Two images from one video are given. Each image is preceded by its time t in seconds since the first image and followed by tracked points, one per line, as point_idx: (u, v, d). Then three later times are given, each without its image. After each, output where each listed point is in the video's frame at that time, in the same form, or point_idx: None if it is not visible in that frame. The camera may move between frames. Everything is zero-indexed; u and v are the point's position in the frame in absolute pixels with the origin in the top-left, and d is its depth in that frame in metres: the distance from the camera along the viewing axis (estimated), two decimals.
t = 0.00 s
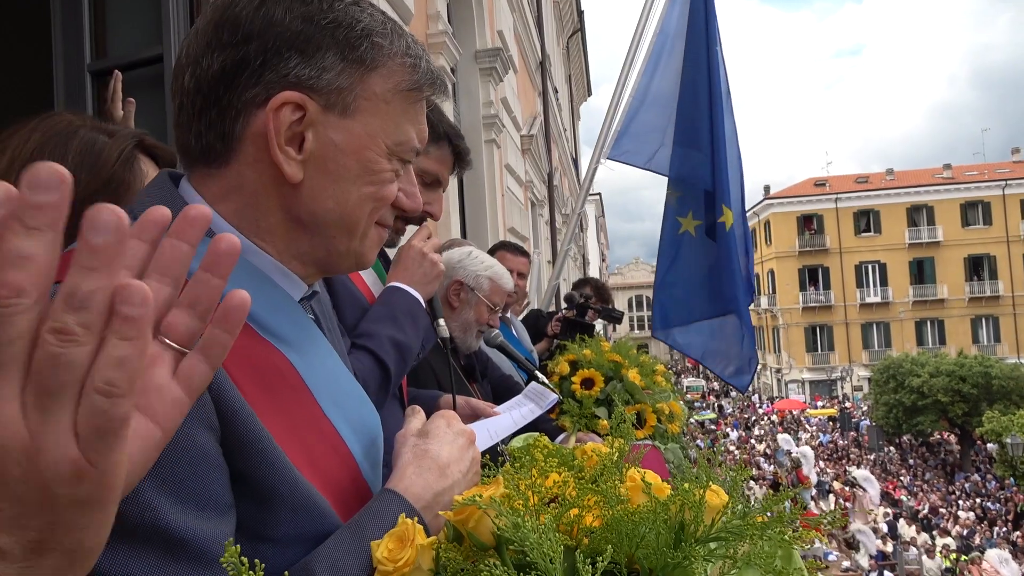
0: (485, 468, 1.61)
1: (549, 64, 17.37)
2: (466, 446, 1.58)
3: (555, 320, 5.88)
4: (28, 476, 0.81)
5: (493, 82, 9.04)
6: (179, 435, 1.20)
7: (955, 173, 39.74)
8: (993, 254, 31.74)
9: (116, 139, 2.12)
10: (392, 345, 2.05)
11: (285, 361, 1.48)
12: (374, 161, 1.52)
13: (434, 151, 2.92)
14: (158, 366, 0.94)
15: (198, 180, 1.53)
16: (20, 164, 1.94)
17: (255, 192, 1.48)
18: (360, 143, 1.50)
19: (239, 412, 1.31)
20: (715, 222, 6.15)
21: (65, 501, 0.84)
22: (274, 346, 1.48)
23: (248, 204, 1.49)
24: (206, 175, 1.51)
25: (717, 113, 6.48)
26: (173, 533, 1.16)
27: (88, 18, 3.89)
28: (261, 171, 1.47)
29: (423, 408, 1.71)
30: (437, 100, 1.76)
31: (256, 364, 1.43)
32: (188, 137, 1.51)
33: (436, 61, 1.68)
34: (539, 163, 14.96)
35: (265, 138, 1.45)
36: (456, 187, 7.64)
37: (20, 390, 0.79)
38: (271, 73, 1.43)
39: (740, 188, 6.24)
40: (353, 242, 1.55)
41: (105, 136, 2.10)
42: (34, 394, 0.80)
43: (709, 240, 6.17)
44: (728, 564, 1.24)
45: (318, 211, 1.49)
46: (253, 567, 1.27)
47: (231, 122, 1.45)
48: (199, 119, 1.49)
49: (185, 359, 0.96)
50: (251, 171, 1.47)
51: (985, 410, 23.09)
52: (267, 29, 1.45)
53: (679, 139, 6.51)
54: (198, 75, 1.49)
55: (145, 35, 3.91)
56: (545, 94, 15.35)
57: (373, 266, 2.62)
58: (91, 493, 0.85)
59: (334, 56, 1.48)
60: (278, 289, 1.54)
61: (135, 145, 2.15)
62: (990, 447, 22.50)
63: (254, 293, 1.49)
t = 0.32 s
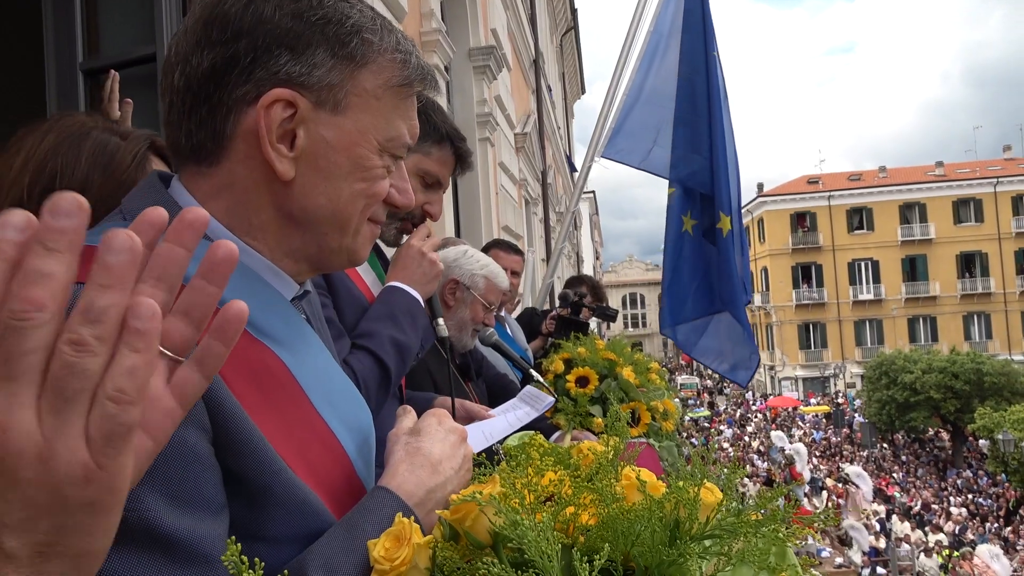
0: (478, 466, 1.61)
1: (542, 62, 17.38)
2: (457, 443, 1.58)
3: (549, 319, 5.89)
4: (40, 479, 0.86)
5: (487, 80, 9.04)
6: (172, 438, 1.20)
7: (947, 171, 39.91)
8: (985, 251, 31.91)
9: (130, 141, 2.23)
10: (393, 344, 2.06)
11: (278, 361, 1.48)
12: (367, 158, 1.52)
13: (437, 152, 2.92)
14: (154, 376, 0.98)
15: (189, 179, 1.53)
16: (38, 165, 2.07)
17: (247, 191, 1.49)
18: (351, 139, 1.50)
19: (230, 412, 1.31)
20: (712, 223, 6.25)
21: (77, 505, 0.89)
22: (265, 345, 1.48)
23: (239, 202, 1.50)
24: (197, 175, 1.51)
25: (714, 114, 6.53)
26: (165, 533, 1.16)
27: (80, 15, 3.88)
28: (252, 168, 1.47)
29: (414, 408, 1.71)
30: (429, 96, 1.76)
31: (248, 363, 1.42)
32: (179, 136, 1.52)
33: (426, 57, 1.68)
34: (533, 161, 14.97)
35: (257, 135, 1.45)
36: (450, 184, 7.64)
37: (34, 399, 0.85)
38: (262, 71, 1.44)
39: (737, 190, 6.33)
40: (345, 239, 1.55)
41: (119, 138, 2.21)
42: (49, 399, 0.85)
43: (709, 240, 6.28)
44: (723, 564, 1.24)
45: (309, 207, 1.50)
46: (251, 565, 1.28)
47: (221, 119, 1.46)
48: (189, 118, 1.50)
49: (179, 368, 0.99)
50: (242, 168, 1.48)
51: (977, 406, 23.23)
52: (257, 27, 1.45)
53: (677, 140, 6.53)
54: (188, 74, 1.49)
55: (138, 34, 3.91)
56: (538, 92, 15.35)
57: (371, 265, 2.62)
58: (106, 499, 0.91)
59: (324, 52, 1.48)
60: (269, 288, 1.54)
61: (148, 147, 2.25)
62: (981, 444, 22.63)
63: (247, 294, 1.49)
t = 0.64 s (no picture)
0: (470, 462, 1.61)
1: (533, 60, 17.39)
2: (450, 438, 1.59)
3: (540, 317, 5.89)
4: (58, 541, 0.87)
5: (478, 78, 9.04)
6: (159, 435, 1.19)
7: (935, 170, 40.21)
8: (972, 250, 32.16)
9: (119, 133, 2.23)
10: (386, 343, 2.06)
11: (266, 355, 1.47)
12: (360, 149, 1.52)
13: (432, 152, 2.93)
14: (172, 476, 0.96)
15: (178, 170, 1.50)
16: (30, 159, 2.09)
17: (239, 183, 1.47)
18: (346, 130, 1.50)
19: (218, 407, 1.30)
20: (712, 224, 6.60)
21: (86, 564, 0.89)
22: (254, 338, 1.46)
23: (232, 193, 1.47)
24: (190, 167, 1.49)
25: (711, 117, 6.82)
26: (153, 532, 1.15)
27: (68, 13, 3.87)
28: (247, 158, 1.45)
29: (407, 404, 1.71)
30: (420, 90, 1.77)
31: (236, 357, 1.41)
32: (170, 128, 1.49)
33: (418, 50, 1.69)
34: (524, 159, 14.97)
35: (251, 126, 1.44)
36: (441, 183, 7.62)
37: (63, 469, 0.87)
38: (257, 61, 1.42)
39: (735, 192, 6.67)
40: (338, 230, 1.55)
41: (109, 130, 2.22)
42: (74, 468, 0.87)
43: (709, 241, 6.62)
44: (713, 561, 1.26)
45: (304, 199, 1.49)
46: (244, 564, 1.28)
47: (215, 110, 1.43)
48: (182, 108, 1.47)
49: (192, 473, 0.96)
50: (236, 159, 1.45)
51: (964, 404, 23.39)
52: (252, 17, 1.44)
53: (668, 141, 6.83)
54: (181, 64, 1.47)
55: (127, 32, 3.90)
56: (529, 90, 15.34)
57: (363, 263, 2.62)
58: (106, 560, 0.90)
59: (319, 43, 1.47)
60: (259, 281, 1.53)
61: (137, 137, 2.25)
62: (968, 441, 22.78)
63: (236, 287, 1.48)
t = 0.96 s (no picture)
0: (469, 458, 1.61)
1: (529, 60, 17.43)
2: (450, 432, 1.59)
3: (536, 316, 5.89)
4: None
5: (474, 76, 9.05)
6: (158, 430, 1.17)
7: (929, 170, 40.37)
8: (966, 250, 32.29)
9: (117, 126, 2.22)
10: (386, 343, 2.05)
11: (268, 349, 1.45)
12: (361, 140, 1.52)
13: (434, 149, 2.92)
14: None
15: (178, 162, 1.48)
16: (30, 156, 2.10)
17: (240, 175, 1.45)
18: (347, 121, 1.49)
19: (217, 403, 1.29)
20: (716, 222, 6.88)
21: None
22: (254, 333, 1.45)
23: (233, 185, 1.46)
24: (189, 160, 1.46)
25: (711, 116, 7.04)
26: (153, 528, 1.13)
27: (62, 10, 3.86)
28: (249, 150, 1.43)
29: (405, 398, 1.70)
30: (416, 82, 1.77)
31: (236, 353, 1.38)
32: (168, 120, 1.46)
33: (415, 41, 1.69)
34: (519, 158, 14.99)
35: (255, 119, 1.42)
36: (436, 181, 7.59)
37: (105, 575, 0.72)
38: (260, 53, 1.41)
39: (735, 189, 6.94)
40: (338, 221, 1.54)
41: (107, 123, 2.21)
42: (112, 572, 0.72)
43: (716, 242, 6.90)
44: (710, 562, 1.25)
45: (306, 190, 1.48)
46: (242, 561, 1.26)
47: (217, 102, 1.41)
48: (182, 100, 1.44)
49: None
50: (239, 151, 1.43)
51: (958, 402, 23.47)
52: (254, 8, 1.42)
53: (662, 141, 7.08)
54: (182, 55, 1.44)
55: (122, 31, 3.89)
56: (525, 89, 15.34)
57: (363, 260, 2.62)
58: None
59: (321, 35, 1.47)
60: (257, 274, 1.51)
61: (134, 131, 2.23)
62: (962, 440, 22.88)
63: (234, 279, 1.46)
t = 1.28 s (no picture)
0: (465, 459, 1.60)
1: (526, 58, 17.40)
2: (446, 433, 1.58)
3: (532, 315, 5.89)
4: None
5: (470, 75, 9.05)
6: (159, 435, 1.17)
7: (925, 170, 40.46)
8: (962, 250, 32.37)
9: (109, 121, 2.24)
10: (388, 342, 2.05)
11: (266, 346, 1.44)
12: (360, 132, 1.51)
13: (433, 146, 2.91)
14: None
15: (176, 158, 1.47)
16: (25, 149, 2.10)
17: (242, 172, 1.44)
18: (346, 112, 1.48)
19: (217, 405, 1.28)
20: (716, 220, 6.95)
21: None
22: (252, 330, 1.44)
23: (234, 180, 1.45)
24: (188, 156, 1.46)
25: (711, 113, 7.05)
26: (155, 533, 1.13)
27: (57, 6, 3.86)
28: (250, 143, 1.42)
29: (401, 402, 1.70)
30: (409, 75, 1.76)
31: (237, 350, 1.38)
32: (166, 116, 1.45)
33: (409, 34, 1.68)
34: (516, 157, 14.98)
35: (257, 112, 1.41)
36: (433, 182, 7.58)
37: None
38: (261, 46, 1.40)
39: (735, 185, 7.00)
40: (338, 212, 1.54)
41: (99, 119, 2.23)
42: None
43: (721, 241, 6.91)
44: (709, 561, 1.24)
45: (307, 183, 1.47)
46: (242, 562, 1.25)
47: (218, 96, 1.40)
48: (181, 95, 1.43)
49: None
50: (240, 145, 1.43)
51: (954, 402, 23.53)
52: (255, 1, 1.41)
53: (657, 140, 7.19)
54: (181, 49, 1.42)
55: (118, 28, 3.90)
56: (522, 87, 15.33)
57: (363, 257, 2.61)
58: None
59: (321, 27, 1.46)
60: (255, 272, 1.50)
61: (127, 126, 2.25)
62: (957, 439, 22.94)
63: (230, 277, 1.45)
